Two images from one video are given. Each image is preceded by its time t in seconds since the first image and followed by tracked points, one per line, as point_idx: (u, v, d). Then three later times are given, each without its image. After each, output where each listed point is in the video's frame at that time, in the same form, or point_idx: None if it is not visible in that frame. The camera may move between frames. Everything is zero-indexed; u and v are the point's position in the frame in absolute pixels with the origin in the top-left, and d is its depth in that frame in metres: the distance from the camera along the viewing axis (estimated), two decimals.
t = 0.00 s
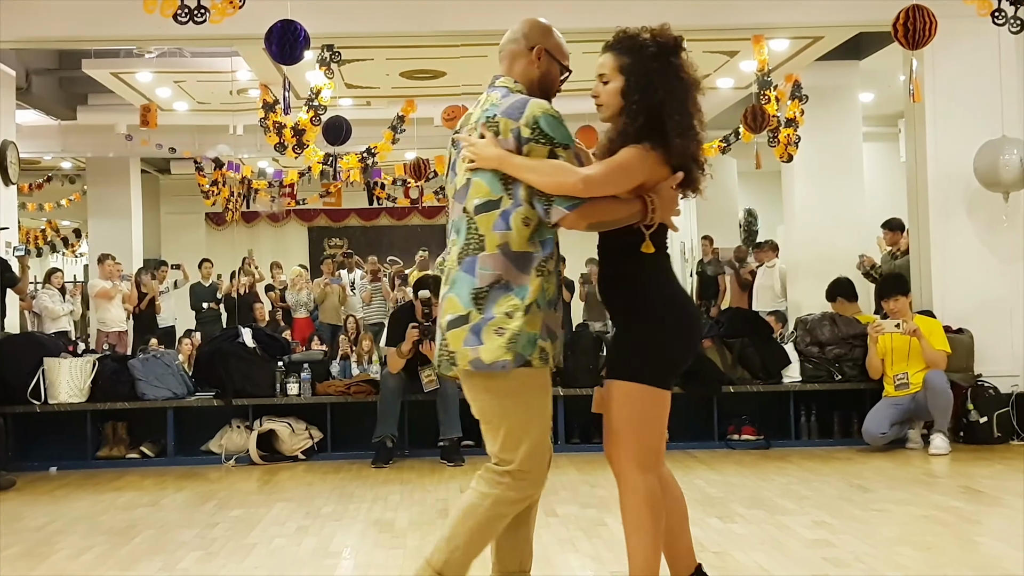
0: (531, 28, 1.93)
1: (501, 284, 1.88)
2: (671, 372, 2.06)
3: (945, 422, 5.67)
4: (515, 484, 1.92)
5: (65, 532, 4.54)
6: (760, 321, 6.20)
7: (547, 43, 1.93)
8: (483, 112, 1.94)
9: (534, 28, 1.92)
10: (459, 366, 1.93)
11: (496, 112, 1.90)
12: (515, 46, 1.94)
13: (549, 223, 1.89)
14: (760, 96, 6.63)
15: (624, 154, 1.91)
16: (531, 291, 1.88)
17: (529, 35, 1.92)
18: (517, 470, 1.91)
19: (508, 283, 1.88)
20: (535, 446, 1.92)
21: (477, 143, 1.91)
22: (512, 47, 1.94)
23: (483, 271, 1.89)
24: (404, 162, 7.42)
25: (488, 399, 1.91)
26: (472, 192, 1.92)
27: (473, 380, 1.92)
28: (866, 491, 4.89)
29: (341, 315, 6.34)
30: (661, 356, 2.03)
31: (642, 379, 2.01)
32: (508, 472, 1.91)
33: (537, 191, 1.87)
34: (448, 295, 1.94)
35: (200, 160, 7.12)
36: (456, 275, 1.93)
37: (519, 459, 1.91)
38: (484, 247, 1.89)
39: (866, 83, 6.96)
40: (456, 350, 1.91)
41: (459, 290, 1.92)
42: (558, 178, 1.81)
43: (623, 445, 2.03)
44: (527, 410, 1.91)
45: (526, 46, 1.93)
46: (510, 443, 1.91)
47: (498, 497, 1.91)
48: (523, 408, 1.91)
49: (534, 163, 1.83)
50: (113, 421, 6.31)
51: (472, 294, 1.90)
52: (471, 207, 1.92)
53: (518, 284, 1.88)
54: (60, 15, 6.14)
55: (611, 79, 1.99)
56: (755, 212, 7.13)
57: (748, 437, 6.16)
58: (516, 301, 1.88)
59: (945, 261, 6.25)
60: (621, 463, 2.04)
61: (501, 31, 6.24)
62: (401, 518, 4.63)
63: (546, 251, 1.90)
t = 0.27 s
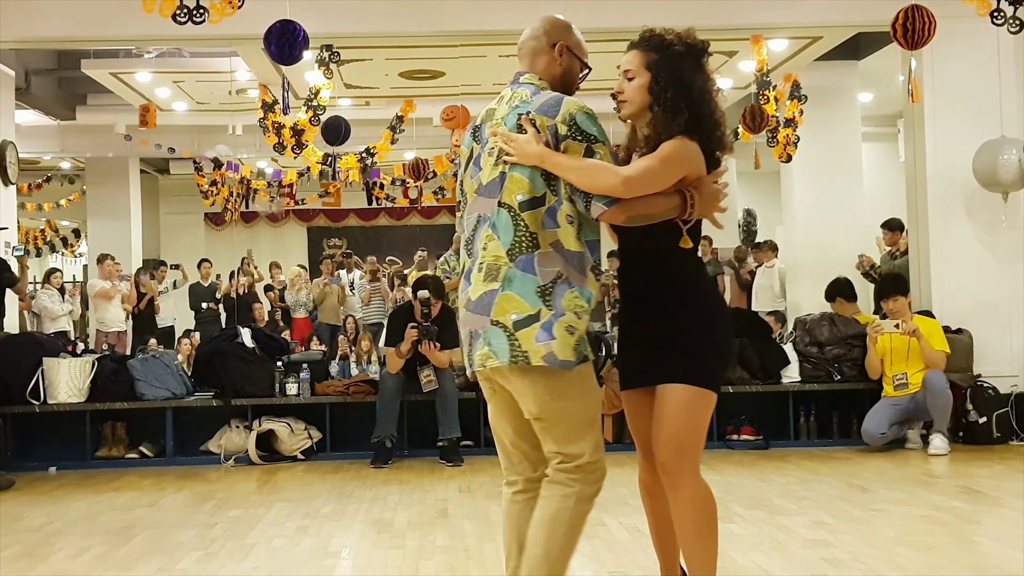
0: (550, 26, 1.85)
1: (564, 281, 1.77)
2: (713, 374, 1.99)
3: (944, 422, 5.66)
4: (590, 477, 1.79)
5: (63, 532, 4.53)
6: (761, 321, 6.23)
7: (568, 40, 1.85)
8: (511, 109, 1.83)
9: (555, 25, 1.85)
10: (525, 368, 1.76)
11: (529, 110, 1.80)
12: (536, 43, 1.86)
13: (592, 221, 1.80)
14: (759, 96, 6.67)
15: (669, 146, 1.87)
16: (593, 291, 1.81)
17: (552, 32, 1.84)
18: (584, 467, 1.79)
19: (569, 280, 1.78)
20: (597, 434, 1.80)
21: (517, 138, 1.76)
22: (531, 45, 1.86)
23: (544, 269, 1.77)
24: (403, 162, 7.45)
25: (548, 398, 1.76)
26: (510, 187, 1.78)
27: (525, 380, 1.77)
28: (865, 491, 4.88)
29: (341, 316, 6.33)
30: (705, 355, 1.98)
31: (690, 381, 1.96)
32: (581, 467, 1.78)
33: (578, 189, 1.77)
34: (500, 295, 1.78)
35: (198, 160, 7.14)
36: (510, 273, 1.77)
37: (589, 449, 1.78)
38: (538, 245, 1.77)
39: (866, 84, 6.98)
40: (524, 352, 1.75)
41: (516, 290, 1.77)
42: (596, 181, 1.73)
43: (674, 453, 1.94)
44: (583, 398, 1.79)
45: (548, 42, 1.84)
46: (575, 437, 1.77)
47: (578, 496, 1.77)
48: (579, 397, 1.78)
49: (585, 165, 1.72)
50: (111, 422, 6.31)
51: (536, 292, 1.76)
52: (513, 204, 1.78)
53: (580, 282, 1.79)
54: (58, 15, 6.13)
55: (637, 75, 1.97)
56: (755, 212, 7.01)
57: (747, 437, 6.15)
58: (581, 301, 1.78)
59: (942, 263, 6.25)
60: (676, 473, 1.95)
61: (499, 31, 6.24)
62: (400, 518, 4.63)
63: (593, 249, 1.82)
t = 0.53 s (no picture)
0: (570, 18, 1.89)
1: (588, 273, 1.79)
2: (727, 369, 2.00)
3: (942, 422, 5.66)
4: (599, 483, 1.78)
5: (61, 532, 4.53)
6: (760, 322, 6.26)
7: (589, 32, 1.90)
8: (532, 99, 1.87)
9: (574, 17, 1.89)
10: (547, 365, 1.75)
11: (551, 97, 1.82)
12: (557, 35, 1.89)
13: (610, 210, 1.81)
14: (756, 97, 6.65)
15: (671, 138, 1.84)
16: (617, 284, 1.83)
17: (573, 24, 1.88)
18: (595, 467, 1.77)
19: (591, 272, 1.80)
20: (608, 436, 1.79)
21: (536, 126, 1.80)
22: (553, 37, 1.89)
23: (568, 261, 1.77)
24: (402, 162, 7.25)
25: (564, 398, 1.75)
26: (531, 177, 1.81)
27: (542, 378, 1.76)
28: (863, 492, 4.89)
29: (339, 315, 6.35)
30: (719, 351, 1.98)
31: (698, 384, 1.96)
32: (589, 473, 1.77)
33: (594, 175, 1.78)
34: (523, 287, 1.79)
35: (196, 160, 6.96)
36: (534, 264, 1.78)
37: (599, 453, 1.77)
38: (563, 236, 1.78)
39: (864, 84, 6.97)
40: (554, 348, 1.74)
41: (540, 282, 1.77)
42: (616, 164, 1.73)
43: (697, 449, 2.00)
44: (597, 397, 1.77)
45: (569, 35, 1.89)
46: (587, 439, 1.77)
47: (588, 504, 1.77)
48: (593, 395, 1.77)
49: (603, 151, 1.74)
50: (109, 422, 6.30)
51: (562, 285, 1.77)
52: (534, 193, 1.80)
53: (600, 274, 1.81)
54: (55, 15, 6.12)
55: (643, 67, 1.98)
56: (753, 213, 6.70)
57: (745, 438, 6.16)
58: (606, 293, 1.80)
59: (940, 264, 6.26)
60: (694, 466, 2.02)
61: (498, 32, 6.24)
62: (398, 519, 4.63)
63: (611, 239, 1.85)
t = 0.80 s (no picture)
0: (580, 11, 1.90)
1: (602, 272, 1.77)
2: (724, 370, 1.99)
3: (939, 423, 5.68)
4: (592, 490, 1.77)
5: (59, 533, 4.53)
6: (756, 322, 6.27)
7: (600, 25, 1.90)
8: (546, 92, 1.84)
9: (585, 10, 1.89)
10: (556, 364, 1.74)
11: (567, 89, 1.80)
12: (568, 28, 1.89)
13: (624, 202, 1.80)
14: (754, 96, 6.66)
15: (673, 133, 1.84)
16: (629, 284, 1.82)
17: (586, 16, 1.89)
18: (590, 471, 1.76)
19: (609, 269, 1.78)
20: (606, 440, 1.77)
21: (550, 119, 1.78)
22: (566, 29, 1.89)
23: (580, 260, 1.76)
24: (400, 162, 7.21)
25: (567, 400, 1.74)
26: (546, 174, 1.79)
27: (547, 379, 1.75)
28: (860, 492, 4.90)
29: (337, 316, 6.33)
30: (716, 352, 1.98)
31: (696, 389, 1.96)
32: (582, 479, 1.75)
33: (608, 165, 1.77)
34: (534, 284, 1.77)
35: (194, 161, 6.93)
36: (546, 262, 1.76)
37: (595, 458, 1.76)
38: (575, 234, 1.76)
39: (862, 84, 7.01)
40: (561, 347, 1.73)
41: (551, 280, 1.75)
42: (631, 153, 1.72)
43: (697, 453, 2.00)
44: (601, 400, 1.76)
45: (581, 28, 1.89)
46: (587, 442, 1.75)
47: (581, 511, 1.75)
48: (597, 398, 1.76)
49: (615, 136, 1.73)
50: (106, 423, 6.29)
51: (574, 285, 1.75)
52: (548, 190, 1.78)
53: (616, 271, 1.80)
54: (51, 15, 6.10)
55: (643, 64, 1.97)
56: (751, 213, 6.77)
57: (743, 438, 6.17)
58: (619, 291, 1.78)
59: (937, 264, 6.27)
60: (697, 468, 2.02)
61: (495, 31, 6.24)
62: (397, 519, 4.63)
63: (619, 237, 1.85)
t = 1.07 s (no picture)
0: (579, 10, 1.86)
1: (611, 273, 1.71)
2: (710, 370, 1.96)
3: (934, 424, 5.69)
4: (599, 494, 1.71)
5: (55, 534, 4.52)
6: (752, 324, 6.23)
7: (603, 22, 1.86)
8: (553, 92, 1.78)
9: (587, 9, 1.85)
10: (564, 368, 1.68)
11: (575, 88, 1.75)
12: (570, 28, 1.85)
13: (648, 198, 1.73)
14: (750, 97, 6.68)
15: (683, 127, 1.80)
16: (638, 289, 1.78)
17: (588, 15, 1.84)
18: (593, 476, 1.70)
19: (617, 269, 1.72)
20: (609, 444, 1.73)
21: (558, 121, 1.72)
22: (568, 28, 1.85)
23: (591, 262, 1.71)
24: (396, 163, 7.21)
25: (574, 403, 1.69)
26: (557, 175, 1.73)
27: (555, 380, 1.70)
28: (856, 492, 4.90)
29: (334, 316, 6.33)
30: (703, 351, 1.95)
31: (693, 389, 1.94)
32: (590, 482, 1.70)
33: (626, 162, 1.70)
34: (541, 289, 1.71)
35: (189, 160, 6.93)
36: (555, 265, 1.71)
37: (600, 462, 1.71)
38: (585, 234, 1.71)
39: (858, 85, 6.90)
40: (569, 351, 1.68)
41: (559, 283, 1.70)
42: (649, 146, 1.66)
43: (685, 455, 1.97)
44: (608, 403, 1.71)
45: (583, 28, 1.85)
46: (594, 445, 1.70)
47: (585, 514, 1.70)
48: (605, 401, 1.71)
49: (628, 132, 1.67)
50: (102, 423, 6.29)
51: (581, 288, 1.70)
52: (558, 191, 1.72)
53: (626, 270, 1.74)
54: (47, 16, 6.09)
55: (638, 63, 1.94)
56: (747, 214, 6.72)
57: (739, 439, 6.17)
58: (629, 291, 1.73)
59: (933, 265, 6.28)
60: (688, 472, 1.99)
61: (492, 32, 6.24)
62: (393, 520, 4.62)
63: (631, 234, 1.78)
